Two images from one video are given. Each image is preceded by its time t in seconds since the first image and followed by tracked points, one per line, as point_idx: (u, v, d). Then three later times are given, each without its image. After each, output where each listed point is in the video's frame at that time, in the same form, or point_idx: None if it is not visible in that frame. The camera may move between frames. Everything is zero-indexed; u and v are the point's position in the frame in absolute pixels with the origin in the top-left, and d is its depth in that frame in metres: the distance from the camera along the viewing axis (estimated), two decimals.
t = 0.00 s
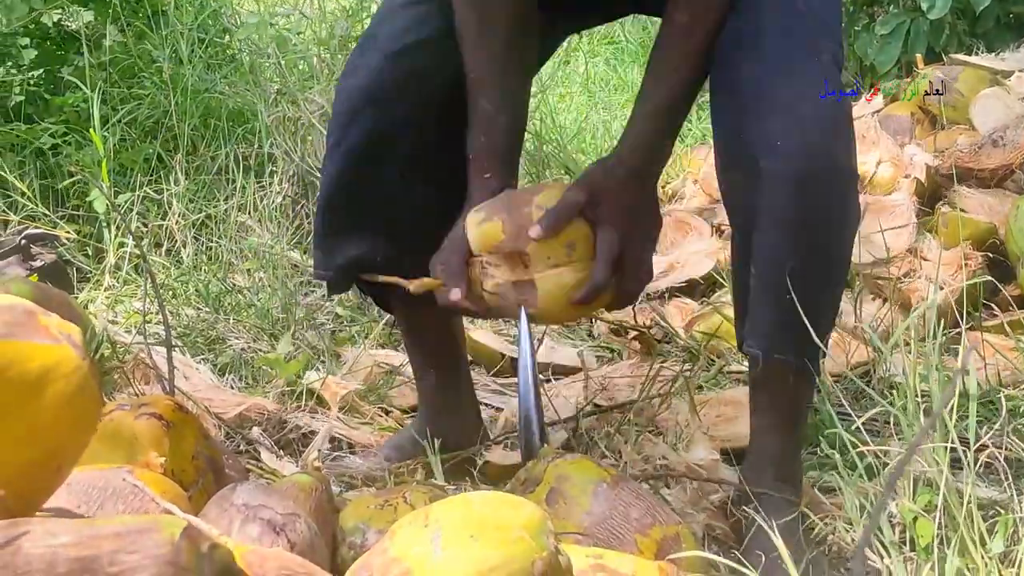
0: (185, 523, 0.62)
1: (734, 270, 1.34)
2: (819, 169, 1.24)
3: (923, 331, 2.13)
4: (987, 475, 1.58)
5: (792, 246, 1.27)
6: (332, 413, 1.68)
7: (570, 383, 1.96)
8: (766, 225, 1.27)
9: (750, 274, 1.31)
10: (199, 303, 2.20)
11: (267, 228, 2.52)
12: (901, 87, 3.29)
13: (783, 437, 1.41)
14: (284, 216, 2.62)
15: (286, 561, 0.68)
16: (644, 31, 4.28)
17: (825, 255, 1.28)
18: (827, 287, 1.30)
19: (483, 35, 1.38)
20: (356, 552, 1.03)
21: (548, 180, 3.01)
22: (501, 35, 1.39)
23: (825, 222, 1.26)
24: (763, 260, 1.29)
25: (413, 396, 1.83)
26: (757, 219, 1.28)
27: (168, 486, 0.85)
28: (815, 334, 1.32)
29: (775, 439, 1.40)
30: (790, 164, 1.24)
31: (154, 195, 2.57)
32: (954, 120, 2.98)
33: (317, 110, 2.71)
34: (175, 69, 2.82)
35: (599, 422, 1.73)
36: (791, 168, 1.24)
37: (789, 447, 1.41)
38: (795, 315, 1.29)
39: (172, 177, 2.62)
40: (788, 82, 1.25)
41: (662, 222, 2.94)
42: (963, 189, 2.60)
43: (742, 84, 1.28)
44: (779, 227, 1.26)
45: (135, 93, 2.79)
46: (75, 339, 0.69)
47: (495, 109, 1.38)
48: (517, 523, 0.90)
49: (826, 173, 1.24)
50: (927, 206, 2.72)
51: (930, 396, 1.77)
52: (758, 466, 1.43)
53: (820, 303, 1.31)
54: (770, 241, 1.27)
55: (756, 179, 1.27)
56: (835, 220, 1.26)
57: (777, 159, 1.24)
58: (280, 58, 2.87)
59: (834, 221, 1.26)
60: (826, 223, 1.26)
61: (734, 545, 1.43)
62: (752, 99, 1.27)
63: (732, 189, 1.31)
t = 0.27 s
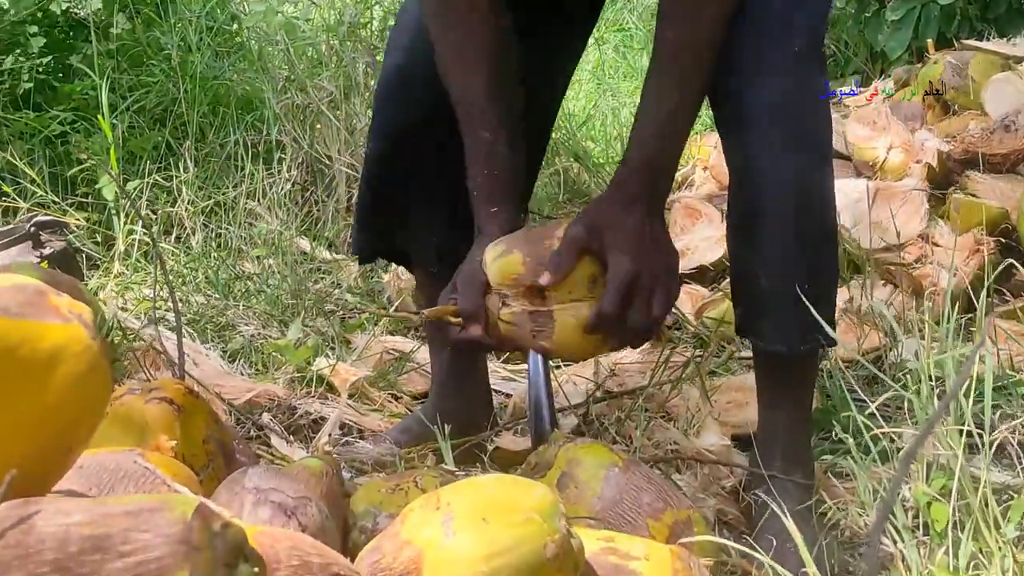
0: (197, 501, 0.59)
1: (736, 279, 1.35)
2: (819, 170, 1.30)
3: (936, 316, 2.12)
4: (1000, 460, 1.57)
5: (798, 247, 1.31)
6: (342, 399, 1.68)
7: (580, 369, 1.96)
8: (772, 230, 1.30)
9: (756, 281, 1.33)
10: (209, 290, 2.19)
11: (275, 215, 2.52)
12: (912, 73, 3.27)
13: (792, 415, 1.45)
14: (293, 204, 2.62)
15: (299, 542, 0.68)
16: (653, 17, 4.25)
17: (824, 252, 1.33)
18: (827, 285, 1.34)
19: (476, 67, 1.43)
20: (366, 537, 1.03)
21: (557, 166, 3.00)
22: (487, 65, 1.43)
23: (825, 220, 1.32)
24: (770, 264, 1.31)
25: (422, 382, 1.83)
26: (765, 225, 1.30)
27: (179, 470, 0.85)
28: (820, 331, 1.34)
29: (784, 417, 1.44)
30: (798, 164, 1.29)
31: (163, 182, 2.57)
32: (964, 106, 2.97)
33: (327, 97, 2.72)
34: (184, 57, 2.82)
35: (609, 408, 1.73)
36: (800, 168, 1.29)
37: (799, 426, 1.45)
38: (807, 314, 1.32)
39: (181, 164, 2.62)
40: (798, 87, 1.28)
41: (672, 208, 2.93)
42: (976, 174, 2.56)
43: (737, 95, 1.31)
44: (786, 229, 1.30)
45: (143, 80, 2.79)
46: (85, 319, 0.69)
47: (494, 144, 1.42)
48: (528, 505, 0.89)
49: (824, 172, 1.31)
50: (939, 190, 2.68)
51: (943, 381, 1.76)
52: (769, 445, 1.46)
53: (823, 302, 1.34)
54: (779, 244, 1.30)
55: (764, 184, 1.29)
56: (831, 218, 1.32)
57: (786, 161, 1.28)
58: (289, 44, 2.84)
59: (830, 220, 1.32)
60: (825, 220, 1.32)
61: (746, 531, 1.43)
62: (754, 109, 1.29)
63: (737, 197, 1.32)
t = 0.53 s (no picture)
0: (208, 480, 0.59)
1: (742, 251, 1.36)
2: (834, 145, 1.30)
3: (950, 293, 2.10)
4: (1016, 437, 1.56)
5: (802, 222, 1.31)
6: (353, 378, 1.67)
7: (592, 347, 1.95)
8: (777, 202, 1.31)
9: (762, 253, 1.34)
10: (219, 269, 2.19)
11: (285, 194, 2.51)
12: (925, 49, 3.24)
13: (804, 390, 1.44)
14: (302, 183, 2.61)
15: (310, 521, 0.67)
16: None
17: (834, 228, 1.32)
18: (838, 261, 1.33)
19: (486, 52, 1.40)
20: (377, 516, 1.02)
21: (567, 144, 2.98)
22: (496, 53, 1.40)
23: (836, 195, 1.31)
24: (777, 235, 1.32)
25: (433, 361, 1.83)
26: (769, 198, 1.31)
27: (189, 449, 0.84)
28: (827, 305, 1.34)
29: (796, 392, 1.44)
30: (805, 138, 1.28)
31: (172, 161, 2.57)
32: (978, 82, 2.93)
33: (336, 74, 2.69)
34: (192, 35, 2.81)
35: (620, 386, 1.72)
36: (810, 143, 1.28)
37: (812, 401, 1.45)
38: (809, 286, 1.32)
39: (189, 143, 2.61)
40: (811, 65, 1.28)
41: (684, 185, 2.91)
42: (990, 150, 2.53)
43: (748, 72, 1.31)
44: (791, 202, 1.30)
45: (151, 59, 2.79)
46: (93, 296, 0.68)
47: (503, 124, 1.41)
48: (540, 483, 0.88)
49: (837, 149, 1.30)
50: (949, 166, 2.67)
51: (958, 358, 1.75)
52: (780, 423, 1.46)
53: (833, 278, 1.34)
54: (783, 216, 1.31)
55: (772, 157, 1.30)
56: (844, 195, 1.31)
57: (792, 134, 1.28)
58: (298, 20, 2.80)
59: (843, 196, 1.31)
60: (835, 197, 1.31)
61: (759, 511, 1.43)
62: (762, 84, 1.30)
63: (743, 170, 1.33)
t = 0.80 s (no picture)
0: (220, 472, 0.57)
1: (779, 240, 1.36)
2: (852, 134, 1.28)
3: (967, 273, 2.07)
4: None
5: (831, 209, 1.31)
6: (363, 360, 1.66)
7: (604, 328, 1.93)
8: (807, 190, 1.31)
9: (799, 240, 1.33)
10: (228, 250, 2.18)
11: (293, 173, 2.49)
12: (940, 25, 3.19)
13: (823, 370, 1.42)
14: (312, 163, 2.58)
15: (323, 510, 0.66)
16: None
17: (865, 214, 1.31)
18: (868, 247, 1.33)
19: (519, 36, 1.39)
20: (390, 501, 1.01)
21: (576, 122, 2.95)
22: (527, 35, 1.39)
23: (858, 184, 1.30)
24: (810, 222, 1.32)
25: (445, 342, 1.81)
26: (798, 186, 1.32)
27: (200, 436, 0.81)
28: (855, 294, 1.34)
29: (814, 373, 1.42)
30: (828, 128, 1.28)
31: (180, 141, 2.54)
32: (995, 57, 2.89)
33: (345, 53, 2.67)
34: (200, 16, 2.86)
35: (633, 368, 1.70)
36: (824, 134, 1.28)
37: (830, 382, 1.43)
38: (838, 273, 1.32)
39: (197, 123, 2.59)
40: (823, 59, 1.27)
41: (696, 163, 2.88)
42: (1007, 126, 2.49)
43: (786, 60, 1.31)
44: (819, 190, 1.30)
45: (159, 38, 2.79)
46: (100, 281, 0.62)
47: (533, 106, 1.41)
48: (555, 469, 0.87)
49: (858, 138, 1.28)
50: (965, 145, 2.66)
51: (975, 338, 1.72)
52: (797, 405, 1.45)
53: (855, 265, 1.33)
54: (813, 203, 1.31)
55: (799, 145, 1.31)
56: (869, 184, 1.30)
57: (814, 124, 1.29)
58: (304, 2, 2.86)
59: (872, 183, 1.30)
60: (864, 184, 1.30)
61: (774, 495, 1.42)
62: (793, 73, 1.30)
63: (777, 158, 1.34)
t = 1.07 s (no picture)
0: (228, 476, 0.55)
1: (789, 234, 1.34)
2: (858, 130, 1.26)
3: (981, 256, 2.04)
4: None
5: (839, 202, 1.29)
6: (371, 347, 1.64)
7: (613, 313, 1.91)
8: (816, 183, 1.29)
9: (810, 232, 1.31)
10: (233, 236, 2.16)
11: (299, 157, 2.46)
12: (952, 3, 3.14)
13: (835, 356, 1.39)
14: (317, 146, 2.56)
15: (333, 512, 0.64)
16: None
17: (873, 209, 1.29)
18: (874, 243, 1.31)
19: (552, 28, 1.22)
20: (400, 494, 0.99)
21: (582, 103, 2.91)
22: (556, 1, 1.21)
23: (865, 178, 1.27)
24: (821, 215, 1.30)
25: (452, 329, 1.79)
26: (805, 179, 1.30)
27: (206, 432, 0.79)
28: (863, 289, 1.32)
29: (825, 359, 1.40)
30: (834, 122, 1.26)
31: (184, 124, 2.52)
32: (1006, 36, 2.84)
33: (349, 33, 2.63)
34: None
35: (643, 355, 1.68)
36: (828, 131, 1.27)
37: (842, 369, 1.40)
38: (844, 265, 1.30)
39: (201, 106, 2.57)
40: (825, 56, 1.25)
41: (704, 145, 2.84)
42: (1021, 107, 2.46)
43: (792, 49, 1.28)
44: (827, 183, 1.28)
45: (161, 20, 2.76)
46: (107, 281, 0.59)
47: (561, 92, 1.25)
48: (568, 464, 0.85)
49: (863, 134, 1.26)
50: (977, 125, 2.64)
51: (990, 324, 1.70)
52: (809, 392, 1.42)
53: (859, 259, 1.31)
54: (820, 195, 1.29)
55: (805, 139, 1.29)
56: (875, 180, 1.28)
57: (818, 118, 1.27)
58: None
59: (880, 178, 1.28)
60: (873, 179, 1.28)
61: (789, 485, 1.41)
62: (796, 67, 1.28)
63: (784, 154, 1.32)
